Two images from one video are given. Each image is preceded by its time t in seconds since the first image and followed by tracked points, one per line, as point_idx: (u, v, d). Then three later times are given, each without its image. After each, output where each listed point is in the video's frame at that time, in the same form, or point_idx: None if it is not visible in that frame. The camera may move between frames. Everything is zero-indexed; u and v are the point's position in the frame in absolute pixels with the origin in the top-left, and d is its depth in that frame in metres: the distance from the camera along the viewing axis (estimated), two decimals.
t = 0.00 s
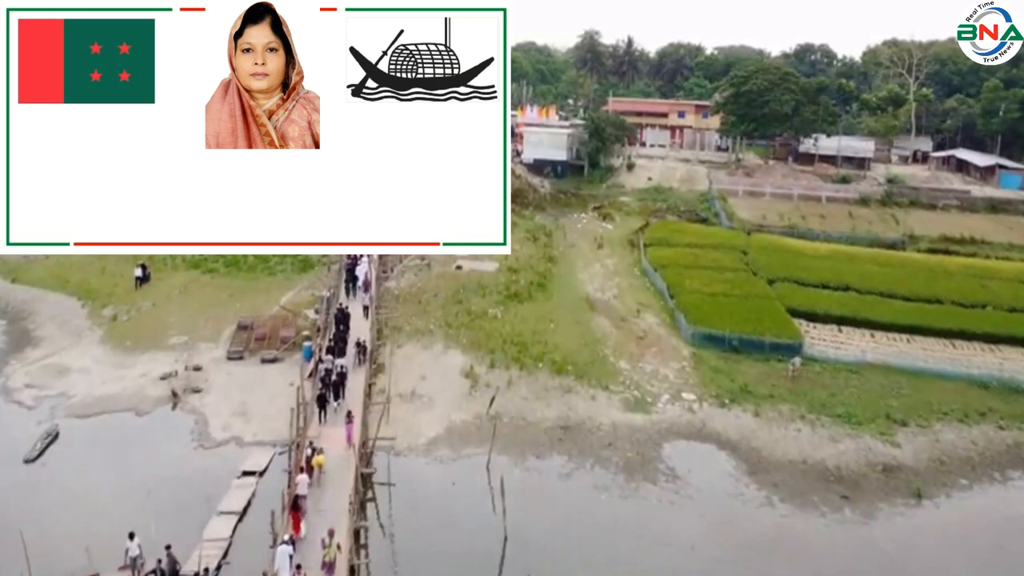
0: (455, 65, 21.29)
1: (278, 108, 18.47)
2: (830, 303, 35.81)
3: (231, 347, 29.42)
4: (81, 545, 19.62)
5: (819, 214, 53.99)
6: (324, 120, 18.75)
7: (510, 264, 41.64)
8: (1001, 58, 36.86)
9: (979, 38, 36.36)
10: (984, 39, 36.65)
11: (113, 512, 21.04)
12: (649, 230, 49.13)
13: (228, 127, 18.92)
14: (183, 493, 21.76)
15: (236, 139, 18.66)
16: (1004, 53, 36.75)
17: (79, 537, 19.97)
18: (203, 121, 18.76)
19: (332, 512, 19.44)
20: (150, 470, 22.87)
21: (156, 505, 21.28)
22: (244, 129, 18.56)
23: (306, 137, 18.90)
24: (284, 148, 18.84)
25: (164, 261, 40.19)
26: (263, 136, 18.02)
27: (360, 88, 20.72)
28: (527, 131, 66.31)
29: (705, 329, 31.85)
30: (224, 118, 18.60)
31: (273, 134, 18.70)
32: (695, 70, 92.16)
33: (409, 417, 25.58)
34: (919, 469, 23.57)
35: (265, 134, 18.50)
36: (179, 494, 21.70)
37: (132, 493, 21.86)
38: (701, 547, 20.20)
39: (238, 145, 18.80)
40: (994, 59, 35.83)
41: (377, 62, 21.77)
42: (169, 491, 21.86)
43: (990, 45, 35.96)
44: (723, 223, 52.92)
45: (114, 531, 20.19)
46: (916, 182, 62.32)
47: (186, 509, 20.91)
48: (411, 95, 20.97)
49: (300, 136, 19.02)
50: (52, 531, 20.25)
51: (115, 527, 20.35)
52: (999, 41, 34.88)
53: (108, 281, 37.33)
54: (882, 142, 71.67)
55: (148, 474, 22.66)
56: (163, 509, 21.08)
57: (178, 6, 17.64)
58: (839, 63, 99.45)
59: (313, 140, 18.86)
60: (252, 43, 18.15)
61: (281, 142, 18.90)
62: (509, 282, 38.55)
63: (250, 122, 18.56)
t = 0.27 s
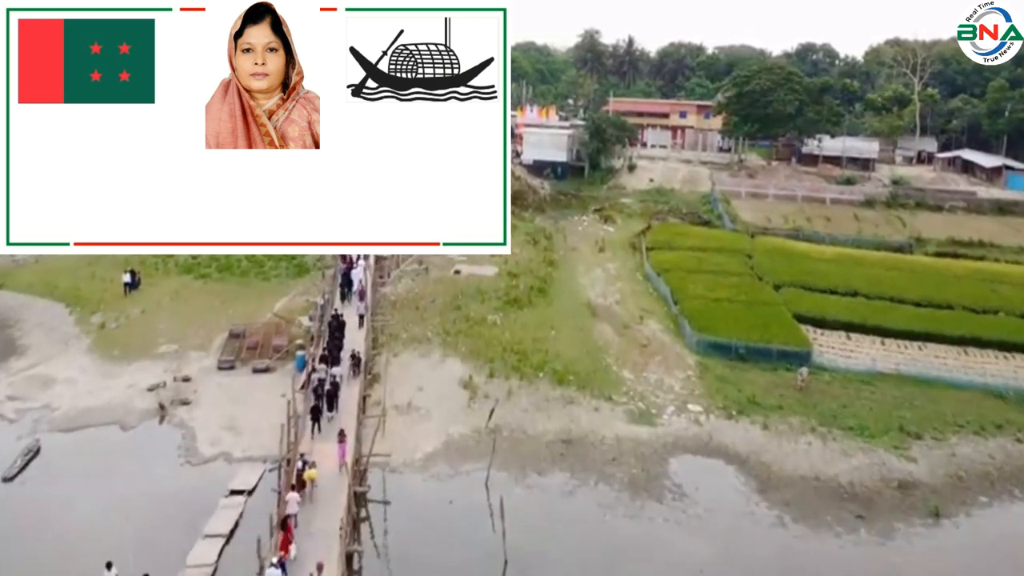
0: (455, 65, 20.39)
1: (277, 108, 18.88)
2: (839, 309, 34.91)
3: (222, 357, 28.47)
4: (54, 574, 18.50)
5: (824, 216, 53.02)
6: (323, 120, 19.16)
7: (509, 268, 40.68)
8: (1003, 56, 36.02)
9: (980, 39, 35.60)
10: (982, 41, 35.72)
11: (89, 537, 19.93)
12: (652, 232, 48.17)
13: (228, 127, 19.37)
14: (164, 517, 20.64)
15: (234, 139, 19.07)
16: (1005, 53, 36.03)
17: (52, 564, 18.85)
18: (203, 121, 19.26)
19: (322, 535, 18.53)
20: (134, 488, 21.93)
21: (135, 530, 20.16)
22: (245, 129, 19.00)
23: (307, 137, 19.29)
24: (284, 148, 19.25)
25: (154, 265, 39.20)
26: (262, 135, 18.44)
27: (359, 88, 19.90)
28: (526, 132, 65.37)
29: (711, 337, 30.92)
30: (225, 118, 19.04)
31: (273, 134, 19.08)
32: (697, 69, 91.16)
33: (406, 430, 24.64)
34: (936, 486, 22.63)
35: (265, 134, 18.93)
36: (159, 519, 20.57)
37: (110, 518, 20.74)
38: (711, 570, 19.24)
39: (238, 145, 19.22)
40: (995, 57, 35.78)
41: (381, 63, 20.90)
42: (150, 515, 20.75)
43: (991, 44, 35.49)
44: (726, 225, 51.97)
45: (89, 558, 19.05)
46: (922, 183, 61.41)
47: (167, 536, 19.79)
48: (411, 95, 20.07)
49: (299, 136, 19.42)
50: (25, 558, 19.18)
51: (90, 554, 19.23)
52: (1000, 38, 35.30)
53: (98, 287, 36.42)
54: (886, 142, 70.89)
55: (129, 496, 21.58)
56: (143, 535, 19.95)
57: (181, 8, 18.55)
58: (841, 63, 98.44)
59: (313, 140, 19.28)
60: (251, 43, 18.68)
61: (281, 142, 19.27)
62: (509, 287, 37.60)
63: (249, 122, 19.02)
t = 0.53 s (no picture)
0: (456, 64, 19.62)
1: (278, 108, 18.20)
2: (846, 314, 34.12)
3: (214, 365, 27.66)
4: None
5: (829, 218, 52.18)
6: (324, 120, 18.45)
7: (509, 272, 39.92)
8: (1002, 56, 35.77)
9: (980, 39, 35.17)
10: (983, 41, 35.21)
11: (71, 558, 19.14)
12: (654, 235, 47.41)
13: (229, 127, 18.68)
14: (148, 542, 19.66)
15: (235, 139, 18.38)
16: (1005, 54, 35.54)
17: None
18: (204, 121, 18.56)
19: (314, 557, 17.72)
20: (120, 505, 21.14)
21: (115, 555, 19.17)
22: (244, 129, 18.32)
23: (307, 137, 18.60)
24: (284, 149, 18.55)
25: (147, 269, 38.41)
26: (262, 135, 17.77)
27: (358, 88, 19.29)
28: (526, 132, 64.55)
29: (716, 343, 30.16)
30: (224, 118, 18.36)
31: (273, 134, 18.39)
32: (698, 69, 90.36)
33: (402, 443, 23.83)
34: (952, 501, 21.85)
35: (265, 134, 18.24)
36: (140, 546, 19.53)
37: (90, 542, 19.75)
38: None
39: (239, 145, 18.52)
40: (994, 57, 35.55)
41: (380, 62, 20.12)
42: (134, 539, 19.80)
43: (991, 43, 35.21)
44: (729, 227, 51.20)
45: None
46: (927, 184, 60.67)
47: (151, 560, 18.90)
48: (411, 95, 19.31)
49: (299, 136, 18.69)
50: None
51: None
52: (1001, 38, 35.11)
53: (88, 292, 35.61)
54: (890, 143, 70.24)
55: (113, 515, 20.74)
56: (123, 562, 18.93)
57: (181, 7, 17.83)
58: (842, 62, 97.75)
59: (314, 140, 18.58)
60: (251, 43, 17.95)
61: (281, 141, 18.55)
62: (509, 291, 36.83)
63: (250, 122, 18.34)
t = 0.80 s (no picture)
0: (456, 64, 18.91)
1: (279, 108, 18.31)
2: (853, 319, 33.39)
3: (206, 374, 26.89)
4: None
5: (834, 220, 51.45)
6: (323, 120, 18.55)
7: (509, 275, 39.16)
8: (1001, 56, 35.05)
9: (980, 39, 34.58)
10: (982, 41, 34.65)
11: None
12: (655, 237, 46.65)
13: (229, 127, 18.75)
14: (132, 562, 18.87)
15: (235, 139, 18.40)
16: (1005, 54, 34.88)
17: None
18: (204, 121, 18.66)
19: None
20: (106, 521, 20.41)
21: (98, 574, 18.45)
22: (245, 129, 18.32)
23: (307, 137, 18.61)
24: (284, 149, 18.51)
25: (140, 273, 37.62)
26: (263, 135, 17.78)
27: (357, 88, 18.73)
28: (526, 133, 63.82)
29: (720, 350, 29.44)
30: (225, 118, 18.43)
31: (274, 134, 18.33)
32: (699, 68, 89.57)
33: (399, 455, 23.10)
34: (967, 515, 21.13)
35: (266, 134, 18.19)
36: (124, 566, 18.69)
37: (72, 562, 18.91)
38: None
39: (239, 145, 18.51)
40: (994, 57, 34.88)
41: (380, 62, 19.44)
42: (118, 556, 19.09)
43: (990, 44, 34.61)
44: (732, 229, 50.46)
45: None
46: (931, 185, 59.95)
47: None
48: (411, 95, 18.62)
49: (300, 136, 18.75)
50: None
51: None
52: (1001, 38, 34.55)
53: (79, 297, 34.87)
54: (893, 143, 69.49)
55: (98, 531, 20.03)
56: None
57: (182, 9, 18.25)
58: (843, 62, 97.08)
59: (314, 140, 18.64)
60: (251, 43, 18.04)
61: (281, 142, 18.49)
62: (509, 296, 36.07)
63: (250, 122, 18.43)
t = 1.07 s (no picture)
0: (456, 64, 18.24)
1: (279, 108, 17.63)
2: (861, 323, 32.71)
3: (198, 381, 26.17)
4: None
5: (838, 221, 50.81)
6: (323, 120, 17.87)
7: (509, 278, 38.48)
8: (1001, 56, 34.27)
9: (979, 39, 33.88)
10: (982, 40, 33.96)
11: None
12: (657, 239, 45.96)
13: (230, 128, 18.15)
14: None
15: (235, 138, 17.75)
16: (1005, 53, 34.15)
17: None
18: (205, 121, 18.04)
19: None
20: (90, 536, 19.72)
21: None
22: (245, 129, 17.69)
23: (308, 137, 17.94)
24: (284, 149, 17.84)
25: (132, 276, 36.91)
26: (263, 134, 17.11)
27: (357, 88, 18.13)
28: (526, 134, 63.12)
29: (725, 355, 28.76)
30: (225, 118, 17.79)
31: (275, 134, 17.66)
32: (701, 68, 88.85)
33: (396, 466, 22.41)
34: (983, 529, 20.46)
35: (266, 134, 17.54)
36: None
37: None
38: None
39: (239, 146, 17.86)
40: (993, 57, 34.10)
41: (380, 61, 18.78)
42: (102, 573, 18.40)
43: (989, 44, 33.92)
44: (735, 231, 49.79)
45: None
46: (936, 186, 59.32)
47: None
48: (410, 96, 17.95)
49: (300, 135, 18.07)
50: None
51: None
52: (1001, 38, 33.88)
53: (70, 301, 34.19)
54: (897, 143, 68.89)
55: (82, 546, 19.35)
56: None
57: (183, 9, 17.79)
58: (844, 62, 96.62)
59: (314, 141, 17.97)
60: (251, 43, 17.44)
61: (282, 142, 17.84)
62: (508, 300, 35.38)
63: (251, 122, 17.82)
